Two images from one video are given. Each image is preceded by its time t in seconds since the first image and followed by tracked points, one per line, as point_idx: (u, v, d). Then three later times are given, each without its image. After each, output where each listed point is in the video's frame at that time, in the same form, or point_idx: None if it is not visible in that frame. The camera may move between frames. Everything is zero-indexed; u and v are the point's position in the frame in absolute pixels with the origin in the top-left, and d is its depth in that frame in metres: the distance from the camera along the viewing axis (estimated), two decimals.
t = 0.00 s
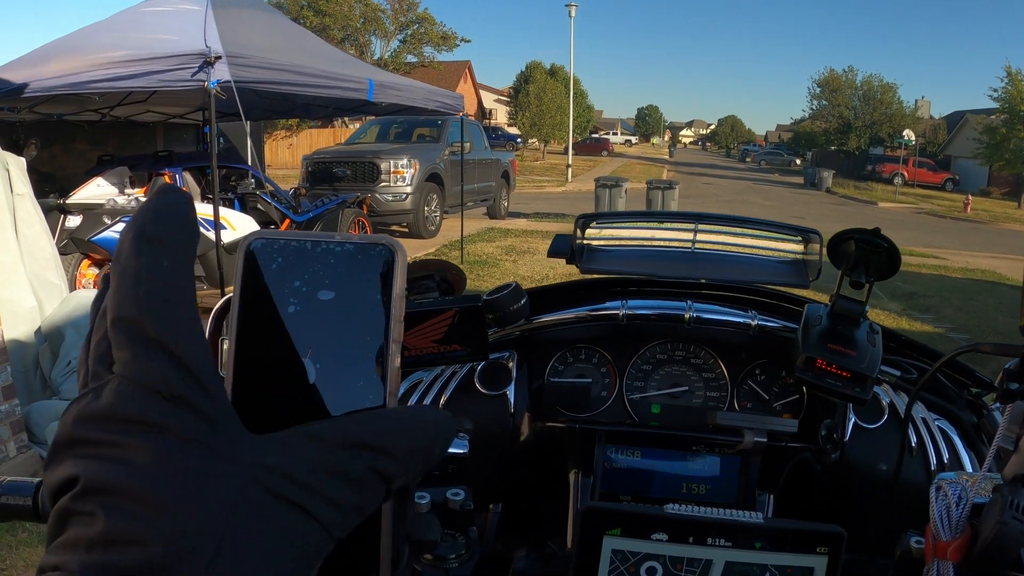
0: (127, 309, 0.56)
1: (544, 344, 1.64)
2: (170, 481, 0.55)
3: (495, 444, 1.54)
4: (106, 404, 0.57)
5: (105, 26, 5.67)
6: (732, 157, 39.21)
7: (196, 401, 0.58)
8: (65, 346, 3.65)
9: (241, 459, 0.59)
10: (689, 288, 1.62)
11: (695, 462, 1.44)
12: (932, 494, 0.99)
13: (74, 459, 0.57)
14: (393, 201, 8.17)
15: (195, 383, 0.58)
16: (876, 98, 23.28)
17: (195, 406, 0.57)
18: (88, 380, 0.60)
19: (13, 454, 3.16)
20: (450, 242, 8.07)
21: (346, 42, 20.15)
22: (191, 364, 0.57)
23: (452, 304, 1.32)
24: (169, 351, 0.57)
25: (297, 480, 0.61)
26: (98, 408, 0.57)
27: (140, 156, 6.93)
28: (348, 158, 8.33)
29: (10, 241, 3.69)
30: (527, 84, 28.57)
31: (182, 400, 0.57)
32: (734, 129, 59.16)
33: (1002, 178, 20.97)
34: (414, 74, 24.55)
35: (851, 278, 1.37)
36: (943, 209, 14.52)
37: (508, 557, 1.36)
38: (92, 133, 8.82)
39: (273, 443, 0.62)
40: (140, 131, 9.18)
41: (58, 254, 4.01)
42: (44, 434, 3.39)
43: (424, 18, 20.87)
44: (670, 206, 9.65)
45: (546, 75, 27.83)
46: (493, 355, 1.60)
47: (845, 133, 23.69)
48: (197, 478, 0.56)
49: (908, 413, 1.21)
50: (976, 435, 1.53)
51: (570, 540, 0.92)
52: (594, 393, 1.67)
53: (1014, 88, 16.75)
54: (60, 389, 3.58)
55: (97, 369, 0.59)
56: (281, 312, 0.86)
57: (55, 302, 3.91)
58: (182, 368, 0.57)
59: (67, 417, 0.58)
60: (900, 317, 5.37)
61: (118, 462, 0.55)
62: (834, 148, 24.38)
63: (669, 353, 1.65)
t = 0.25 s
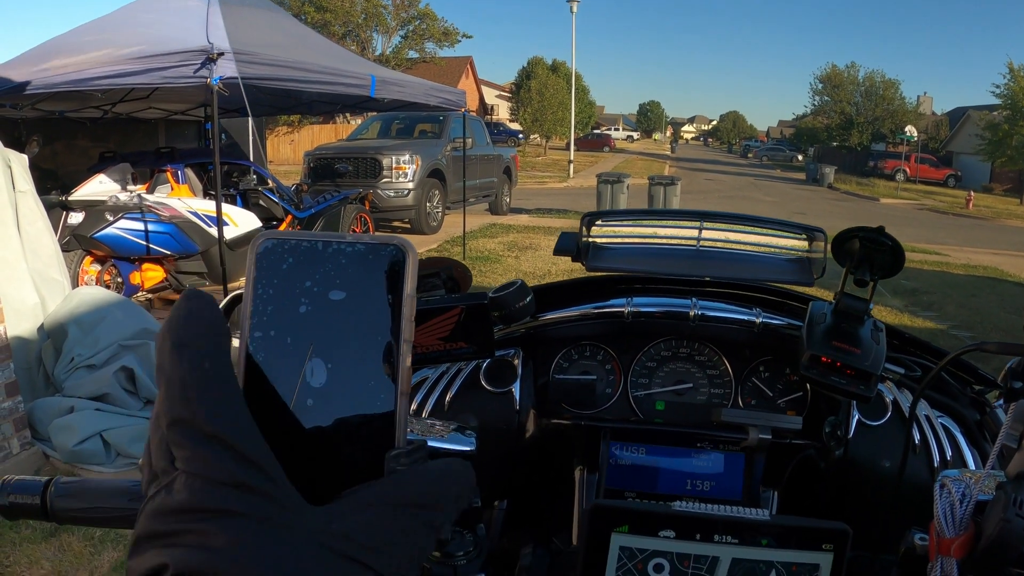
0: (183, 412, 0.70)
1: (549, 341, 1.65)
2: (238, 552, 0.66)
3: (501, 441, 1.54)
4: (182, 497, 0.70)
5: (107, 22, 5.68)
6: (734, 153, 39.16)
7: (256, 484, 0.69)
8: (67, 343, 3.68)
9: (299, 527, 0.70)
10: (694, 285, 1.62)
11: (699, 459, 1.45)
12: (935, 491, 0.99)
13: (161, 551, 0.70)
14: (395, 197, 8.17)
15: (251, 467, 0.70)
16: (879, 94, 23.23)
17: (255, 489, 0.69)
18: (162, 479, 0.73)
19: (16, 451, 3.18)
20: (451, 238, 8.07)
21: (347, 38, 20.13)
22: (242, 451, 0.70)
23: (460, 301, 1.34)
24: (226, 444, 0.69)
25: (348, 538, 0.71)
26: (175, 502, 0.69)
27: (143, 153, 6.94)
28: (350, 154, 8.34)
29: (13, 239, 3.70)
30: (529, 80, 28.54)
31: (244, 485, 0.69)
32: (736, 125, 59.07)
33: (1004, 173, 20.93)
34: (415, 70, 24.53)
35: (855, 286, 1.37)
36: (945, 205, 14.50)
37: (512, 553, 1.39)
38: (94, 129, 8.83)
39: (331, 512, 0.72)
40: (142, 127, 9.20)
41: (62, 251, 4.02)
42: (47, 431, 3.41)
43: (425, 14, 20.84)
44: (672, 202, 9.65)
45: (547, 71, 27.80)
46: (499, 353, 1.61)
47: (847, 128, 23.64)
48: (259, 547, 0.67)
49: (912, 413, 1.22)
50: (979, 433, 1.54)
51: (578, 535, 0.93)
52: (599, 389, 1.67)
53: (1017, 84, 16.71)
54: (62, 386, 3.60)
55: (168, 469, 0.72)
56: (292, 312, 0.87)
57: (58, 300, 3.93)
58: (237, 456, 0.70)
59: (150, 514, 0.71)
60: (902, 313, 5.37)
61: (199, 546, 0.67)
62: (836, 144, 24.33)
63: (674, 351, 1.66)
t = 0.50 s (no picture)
0: (207, 419, 0.76)
1: (548, 336, 1.65)
2: (258, 558, 0.71)
3: (500, 435, 1.57)
4: (199, 504, 0.74)
5: (108, 18, 5.67)
6: (734, 148, 39.12)
7: (273, 490, 0.74)
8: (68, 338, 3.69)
9: (313, 533, 0.74)
10: (694, 280, 1.62)
11: (698, 454, 1.45)
12: (931, 487, 0.99)
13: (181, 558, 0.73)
14: (395, 191, 8.17)
15: (266, 471, 0.75)
16: (880, 89, 23.19)
17: (275, 493, 0.74)
18: (181, 487, 0.78)
19: (18, 446, 3.20)
20: (452, 233, 8.08)
21: (348, 33, 20.10)
22: (261, 455, 0.75)
23: (461, 297, 1.35)
24: (246, 450, 0.75)
25: (361, 540, 0.75)
26: (194, 509, 0.74)
27: (143, 148, 6.94)
28: (350, 149, 8.34)
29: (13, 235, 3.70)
30: (529, 75, 28.46)
31: (260, 490, 0.74)
32: (737, 120, 58.98)
33: (1005, 169, 20.91)
34: (416, 65, 24.48)
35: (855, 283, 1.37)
36: (946, 201, 14.50)
37: (514, 548, 1.38)
38: (94, 125, 8.81)
39: (344, 518, 0.77)
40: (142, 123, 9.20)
41: (63, 246, 4.00)
42: (49, 426, 3.42)
43: (426, 9, 20.78)
44: (673, 198, 9.64)
45: (548, 66, 27.74)
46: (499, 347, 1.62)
47: (848, 124, 23.62)
48: (279, 553, 0.71)
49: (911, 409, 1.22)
50: (977, 429, 1.54)
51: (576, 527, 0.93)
52: (598, 384, 1.68)
53: (1018, 79, 16.68)
54: (63, 381, 3.62)
55: (188, 477, 0.77)
56: (291, 307, 0.87)
57: (59, 296, 3.93)
58: (257, 461, 0.75)
59: (170, 521, 0.75)
60: (903, 309, 5.37)
61: (218, 554, 0.71)
62: (837, 139, 24.30)
63: (673, 346, 1.67)
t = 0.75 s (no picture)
0: (181, 425, 0.78)
1: (541, 335, 1.67)
2: (229, 558, 0.73)
3: (493, 434, 1.58)
4: (177, 504, 0.77)
5: (108, 14, 5.67)
6: (735, 144, 39.06)
7: (243, 493, 0.76)
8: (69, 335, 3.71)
9: (282, 537, 0.76)
10: (685, 281, 1.63)
11: (688, 453, 1.47)
12: (910, 488, 0.99)
13: (162, 553, 0.77)
14: (395, 187, 8.18)
15: (237, 474, 0.77)
16: (881, 85, 23.14)
17: (245, 495, 0.76)
18: (163, 487, 0.81)
19: (19, 442, 3.21)
20: (452, 229, 8.09)
21: (348, 29, 20.06)
22: (232, 459, 0.77)
23: (452, 298, 1.38)
24: (218, 456, 0.77)
25: (328, 545, 0.77)
26: (171, 508, 0.77)
27: (143, 145, 6.95)
28: (350, 145, 8.34)
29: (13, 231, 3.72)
30: (530, 70, 28.41)
31: (232, 492, 0.76)
32: (738, 116, 58.88)
33: (1006, 165, 20.89)
34: (416, 60, 24.44)
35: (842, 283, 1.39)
36: (946, 198, 14.49)
37: (502, 546, 1.44)
38: (94, 121, 8.82)
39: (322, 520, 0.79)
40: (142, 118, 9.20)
41: (63, 243, 4.02)
42: (49, 422, 3.45)
43: (426, 4, 20.73)
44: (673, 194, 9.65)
45: (548, 61, 27.69)
46: (491, 346, 1.64)
47: (849, 120, 23.58)
48: (250, 553, 0.74)
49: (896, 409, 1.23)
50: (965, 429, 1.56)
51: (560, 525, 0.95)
52: (591, 382, 1.70)
53: (1020, 76, 16.66)
54: (63, 378, 3.63)
55: (170, 478, 0.80)
56: (280, 312, 0.88)
57: (59, 292, 3.94)
58: (228, 464, 0.77)
59: (151, 517, 0.79)
60: (901, 306, 5.38)
61: (192, 552, 0.74)
62: (838, 136, 24.27)
63: (665, 345, 1.68)
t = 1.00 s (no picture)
0: None
1: (543, 317, 1.67)
2: None
3: (496, 415, 1.59)
4: None
5: (108, 10, 5.68)
6: (734, 142, 39.08)
7: None
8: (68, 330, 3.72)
9: None
10: (686, 262, 1.64)
11: (689, 433, 1.47)
12: (915, 456, 0.99)
13: None
14: (395, 184, 8.19)
15: None
16: (880, 83, 23.15)
17: None
18: None
19: (19, 437, 3.21)
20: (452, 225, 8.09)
21: (348, 26, 20.05)
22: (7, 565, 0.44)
23: (454, 276, 1.39)
24: None
25: None
26: None
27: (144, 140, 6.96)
28: (349, 142, 8.35)
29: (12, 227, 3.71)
30: (529, 68, 28.41)
31: None
32: (737, 114, 58.91)
33: (1006, 163, 20.89)
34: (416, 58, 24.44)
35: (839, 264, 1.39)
36: (946, 195, 14.50)
37: (506, 524, 1.39)
38: (93, 118, 8.82)
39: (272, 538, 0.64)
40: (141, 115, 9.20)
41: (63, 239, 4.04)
42: (49, 417, 3.45)
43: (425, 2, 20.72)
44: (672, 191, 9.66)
45: (548, 59, 27.68)
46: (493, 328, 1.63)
47: (848, 118, 23.60)
48: None
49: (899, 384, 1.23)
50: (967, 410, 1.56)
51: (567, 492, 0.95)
52: (592, 365, 1.70)
53: (1019, 74, 16.67)
54: (63, 373, 3.64)
55: None
56: (288, 273, 0.90)
57: (59, 287, 3.94)
58: None
59: None
60: (901, 301, 5.39)
61: None
62: (837, 133, 24.29)
63: (667, 327, 1.68)
